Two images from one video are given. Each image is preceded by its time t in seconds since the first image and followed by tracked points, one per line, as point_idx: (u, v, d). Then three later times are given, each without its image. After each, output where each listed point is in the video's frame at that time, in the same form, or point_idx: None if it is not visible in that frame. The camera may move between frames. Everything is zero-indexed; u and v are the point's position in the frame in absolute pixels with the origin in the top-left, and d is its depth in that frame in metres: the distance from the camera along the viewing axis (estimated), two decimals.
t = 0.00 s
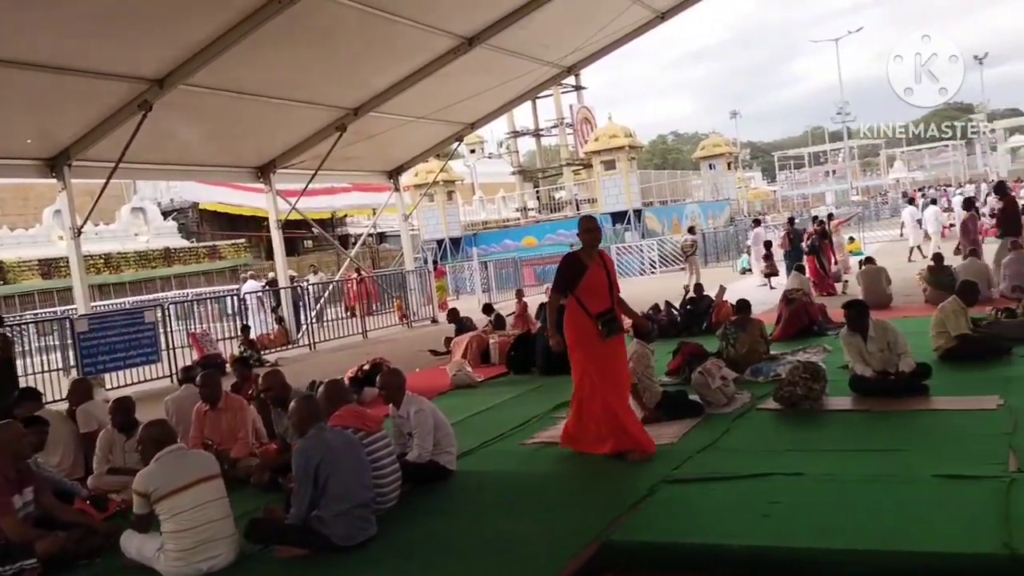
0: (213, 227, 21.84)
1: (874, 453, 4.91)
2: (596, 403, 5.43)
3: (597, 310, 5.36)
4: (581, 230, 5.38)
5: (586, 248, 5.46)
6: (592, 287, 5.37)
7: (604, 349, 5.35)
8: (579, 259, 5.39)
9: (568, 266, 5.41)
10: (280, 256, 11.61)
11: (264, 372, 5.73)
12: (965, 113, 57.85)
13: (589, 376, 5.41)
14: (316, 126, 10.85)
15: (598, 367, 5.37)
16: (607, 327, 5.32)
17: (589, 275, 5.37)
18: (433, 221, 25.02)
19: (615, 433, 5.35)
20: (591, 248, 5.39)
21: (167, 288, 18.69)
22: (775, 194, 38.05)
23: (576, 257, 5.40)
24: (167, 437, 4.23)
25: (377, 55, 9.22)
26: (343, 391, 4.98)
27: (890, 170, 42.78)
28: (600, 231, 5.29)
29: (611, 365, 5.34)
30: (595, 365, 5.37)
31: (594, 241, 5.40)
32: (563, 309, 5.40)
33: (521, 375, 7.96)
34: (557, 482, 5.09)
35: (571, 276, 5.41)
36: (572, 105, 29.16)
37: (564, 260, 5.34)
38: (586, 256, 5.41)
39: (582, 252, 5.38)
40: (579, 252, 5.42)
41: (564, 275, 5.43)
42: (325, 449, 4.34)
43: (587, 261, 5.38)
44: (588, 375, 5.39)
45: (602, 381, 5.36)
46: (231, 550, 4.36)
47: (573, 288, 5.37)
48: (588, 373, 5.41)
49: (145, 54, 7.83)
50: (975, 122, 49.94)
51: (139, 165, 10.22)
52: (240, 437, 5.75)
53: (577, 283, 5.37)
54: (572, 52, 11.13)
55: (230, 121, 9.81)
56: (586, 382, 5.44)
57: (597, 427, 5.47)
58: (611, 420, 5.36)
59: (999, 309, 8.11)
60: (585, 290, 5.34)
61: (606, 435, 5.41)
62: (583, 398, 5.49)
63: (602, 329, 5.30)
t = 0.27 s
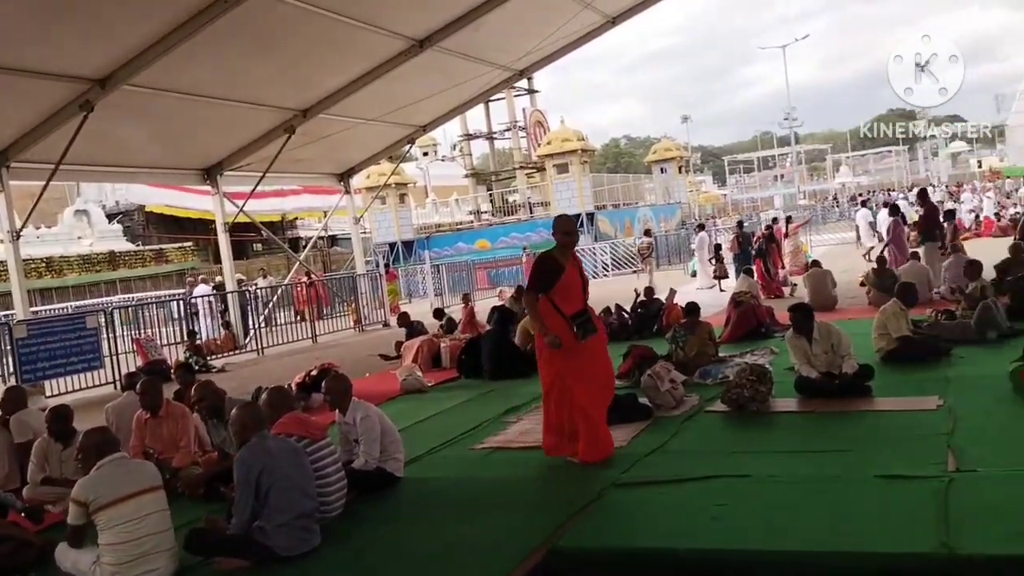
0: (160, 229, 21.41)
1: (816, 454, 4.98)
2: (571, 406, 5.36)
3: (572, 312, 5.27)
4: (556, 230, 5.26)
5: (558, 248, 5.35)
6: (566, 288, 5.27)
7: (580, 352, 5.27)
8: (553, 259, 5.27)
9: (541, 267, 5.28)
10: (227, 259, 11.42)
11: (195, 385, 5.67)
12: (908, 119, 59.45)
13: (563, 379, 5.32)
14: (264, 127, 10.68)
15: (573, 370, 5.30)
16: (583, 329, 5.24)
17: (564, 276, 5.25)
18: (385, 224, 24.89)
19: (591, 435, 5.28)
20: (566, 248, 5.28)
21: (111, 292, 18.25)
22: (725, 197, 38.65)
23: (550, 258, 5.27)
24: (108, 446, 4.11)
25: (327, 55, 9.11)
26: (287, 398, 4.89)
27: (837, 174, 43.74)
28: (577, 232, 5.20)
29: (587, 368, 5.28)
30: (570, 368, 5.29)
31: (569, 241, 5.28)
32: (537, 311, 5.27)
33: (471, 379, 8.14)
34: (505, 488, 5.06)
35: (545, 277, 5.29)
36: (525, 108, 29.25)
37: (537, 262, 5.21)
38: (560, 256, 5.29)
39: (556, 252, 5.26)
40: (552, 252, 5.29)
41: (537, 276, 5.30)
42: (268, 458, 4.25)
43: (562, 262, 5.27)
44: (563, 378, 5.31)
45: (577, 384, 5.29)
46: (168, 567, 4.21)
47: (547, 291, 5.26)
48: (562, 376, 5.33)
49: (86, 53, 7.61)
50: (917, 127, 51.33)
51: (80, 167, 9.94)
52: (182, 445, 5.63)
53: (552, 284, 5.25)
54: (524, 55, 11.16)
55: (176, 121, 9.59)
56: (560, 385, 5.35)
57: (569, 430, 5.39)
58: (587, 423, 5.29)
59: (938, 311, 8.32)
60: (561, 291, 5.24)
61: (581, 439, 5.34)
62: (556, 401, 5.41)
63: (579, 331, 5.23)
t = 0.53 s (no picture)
0: (110, 236, 20.93)
1: (770, 460, 5.01)
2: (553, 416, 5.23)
3: (557, 320, 5.16)
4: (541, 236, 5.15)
5: (542, 255, 5.24)
6: (552, 295, 5.17)
7: (565, 361, 5.17)
8: (539, 266, 5.16)
9: (526, 273, 5.15)
10: (179, 267, 11.19)
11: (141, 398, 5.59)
12: (859, 128, 60.80)
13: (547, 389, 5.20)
14: (217, 131, 10.48)
15: (557, 379, 5.18)
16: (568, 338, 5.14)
17: (551, 284, 5.14)
18: (341, 230, 24.68)
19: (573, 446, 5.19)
20: (551, 254, 5.18)
21: (59, 301, 17.77)
22: (682, 203, 39.10)
23: (534, 264, 5.16)
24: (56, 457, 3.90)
25: (282, 59, 8.98)
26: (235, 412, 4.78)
27: (791, 181, 44.48)
28: (565, 239, 5.11)
29: (572, 377, 5.17)
30: (554, 377, 5.18)
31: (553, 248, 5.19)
32: (523, 320, 5.13)
33: (426, 387, 8.11)
34: (460, 498, 5.00)
35: (530, 284, 5.17)
36: (482, 115, 29.28)
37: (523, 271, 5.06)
38: (544, 262, 5.18)
39: (541, 259, 5.15)
40: (537, 259, 5.18)
41: (522, 283, 5.17)
42: (216, 471, 4.14)
43: (548, 269, 5.15)
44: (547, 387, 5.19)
45: (562, 394, 5.18)
46: None
47: (533, 301, 5.12)
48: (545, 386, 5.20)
49: (29, 55, 7.38)
50: (868, 135, 52.47)
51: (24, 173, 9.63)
52: (129, 457, 5.46)
53: (538, 291, 5.13)
54: (481, 61, 11.17)
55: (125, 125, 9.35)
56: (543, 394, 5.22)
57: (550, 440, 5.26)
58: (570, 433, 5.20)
59: (889, 316, 8.47)
60: (547, 299, 5.13)
61: (563, 449, 5.23)
62: (538, 412, 5.27)
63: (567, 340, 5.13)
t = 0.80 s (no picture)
0: (60, 246, 20.47)
1: (727, 470, 5.02)
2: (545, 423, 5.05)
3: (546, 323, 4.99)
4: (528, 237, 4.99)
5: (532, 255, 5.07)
6: (540, 297, 5.00)
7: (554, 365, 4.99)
8: (526, 267, 5.00)
9: (513, 275, 5.00)
10: (131, 277, 10.95)
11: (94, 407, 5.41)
12: (813, 140, 61.97)
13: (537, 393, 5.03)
14: (171, 139, 10.30)
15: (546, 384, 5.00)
16: (558, 341, 4.96)
17: (537, 285, 4.97)
18: (299, 239, 24.46)
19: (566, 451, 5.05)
20: (539, 255, 5.02)
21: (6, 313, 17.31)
22: (641, 213, 39.48)
23: (520, 266, 5.02)
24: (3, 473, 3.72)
25: (238, 66, 8.87)
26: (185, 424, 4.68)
27: (748, 192, 45.13)
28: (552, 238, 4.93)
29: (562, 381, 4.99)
30: (543, 382, 5.01)
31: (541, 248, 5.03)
32: (510, 322, 4.97)
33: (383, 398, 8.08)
34: (417, 511, 4.93)
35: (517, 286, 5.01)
36: (442, 124, 29.29)
37: (507, 272, 4.92)
38: (531, 263, 5.03)
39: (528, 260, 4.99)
40: (525, 259, 5.02)
41: (509, 285, 5.02)
42: (162, 485, 4.03)
43: (535, 269, 4.99)
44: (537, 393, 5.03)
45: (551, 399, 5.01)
46: None
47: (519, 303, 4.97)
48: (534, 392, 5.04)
49: None
50: (822, 147, 53.51)
51: None
52: (74, 473, 5.32)
53: (525, 293, 4.98)
54: (439, 71, 11.19)
55: (75, 133, 9.14)
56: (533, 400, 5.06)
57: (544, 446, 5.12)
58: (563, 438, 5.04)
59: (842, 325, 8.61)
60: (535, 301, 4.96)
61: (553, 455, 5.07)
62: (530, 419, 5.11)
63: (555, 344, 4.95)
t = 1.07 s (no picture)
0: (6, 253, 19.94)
1: (682, 477, 5.04)
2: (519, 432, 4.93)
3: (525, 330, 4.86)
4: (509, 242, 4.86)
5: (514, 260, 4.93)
6: (520, 304, 4.86)
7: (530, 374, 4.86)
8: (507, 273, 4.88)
9: (492, 280, 4.89)
10: (80, 285, 10.70)
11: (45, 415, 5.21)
12: (768, 148, 63.02)
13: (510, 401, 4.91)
14: (122, 145, 10.08)
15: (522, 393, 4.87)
16: (535, 350, 4.82)
17: (518, 291, 4.85)
18: (254, 246, 24.15)
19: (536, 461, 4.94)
20: (520, 260, 4.88)
21: None
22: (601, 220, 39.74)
23: (499, 271, 4.90)
24: None
25: (191, 70, 8.71)
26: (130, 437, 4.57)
27: (705, 199, 45.71)
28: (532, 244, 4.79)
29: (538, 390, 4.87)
30: (518, 391, 4.87)
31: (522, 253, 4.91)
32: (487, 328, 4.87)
33: (338, 408, 8.01)
34: (370, 522, 4.85)
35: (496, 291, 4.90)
36: (400, 130, 29.19)
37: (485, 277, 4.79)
38: (512, 268, 4.91)
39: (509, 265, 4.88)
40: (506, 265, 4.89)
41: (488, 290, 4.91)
42: (105, 500, 3.92)
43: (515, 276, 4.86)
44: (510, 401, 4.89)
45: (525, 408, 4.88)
46: None
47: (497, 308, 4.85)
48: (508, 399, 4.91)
49: None
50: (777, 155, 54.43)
51: None
52: (15, 486, 5.20)
53: (505, 299, 4.86)
54: (397, 77, 11.16)
55: (21, 137, 8.89)
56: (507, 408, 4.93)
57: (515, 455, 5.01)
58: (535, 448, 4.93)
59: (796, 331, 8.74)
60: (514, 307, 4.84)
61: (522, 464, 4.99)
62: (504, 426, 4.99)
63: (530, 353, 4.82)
